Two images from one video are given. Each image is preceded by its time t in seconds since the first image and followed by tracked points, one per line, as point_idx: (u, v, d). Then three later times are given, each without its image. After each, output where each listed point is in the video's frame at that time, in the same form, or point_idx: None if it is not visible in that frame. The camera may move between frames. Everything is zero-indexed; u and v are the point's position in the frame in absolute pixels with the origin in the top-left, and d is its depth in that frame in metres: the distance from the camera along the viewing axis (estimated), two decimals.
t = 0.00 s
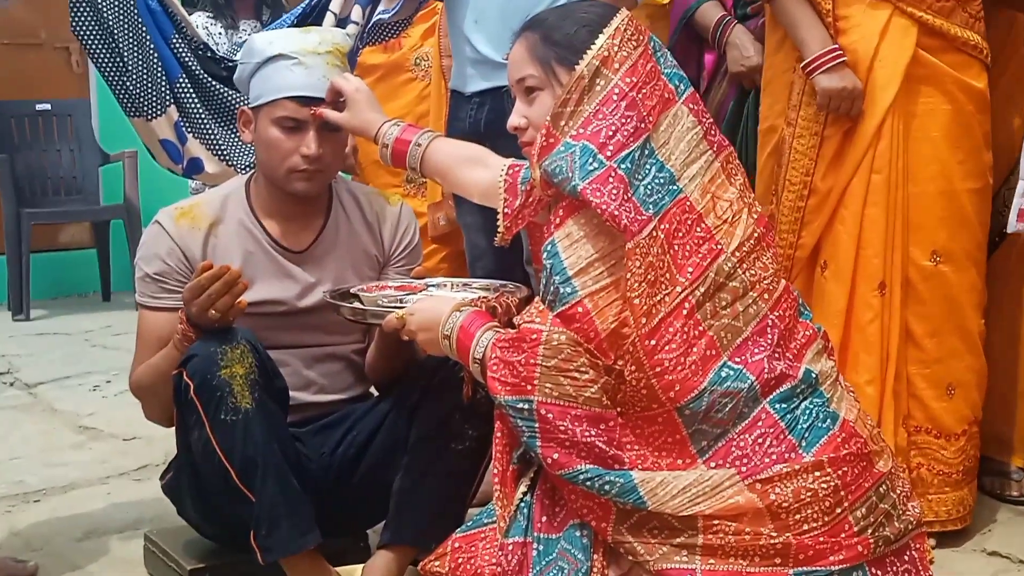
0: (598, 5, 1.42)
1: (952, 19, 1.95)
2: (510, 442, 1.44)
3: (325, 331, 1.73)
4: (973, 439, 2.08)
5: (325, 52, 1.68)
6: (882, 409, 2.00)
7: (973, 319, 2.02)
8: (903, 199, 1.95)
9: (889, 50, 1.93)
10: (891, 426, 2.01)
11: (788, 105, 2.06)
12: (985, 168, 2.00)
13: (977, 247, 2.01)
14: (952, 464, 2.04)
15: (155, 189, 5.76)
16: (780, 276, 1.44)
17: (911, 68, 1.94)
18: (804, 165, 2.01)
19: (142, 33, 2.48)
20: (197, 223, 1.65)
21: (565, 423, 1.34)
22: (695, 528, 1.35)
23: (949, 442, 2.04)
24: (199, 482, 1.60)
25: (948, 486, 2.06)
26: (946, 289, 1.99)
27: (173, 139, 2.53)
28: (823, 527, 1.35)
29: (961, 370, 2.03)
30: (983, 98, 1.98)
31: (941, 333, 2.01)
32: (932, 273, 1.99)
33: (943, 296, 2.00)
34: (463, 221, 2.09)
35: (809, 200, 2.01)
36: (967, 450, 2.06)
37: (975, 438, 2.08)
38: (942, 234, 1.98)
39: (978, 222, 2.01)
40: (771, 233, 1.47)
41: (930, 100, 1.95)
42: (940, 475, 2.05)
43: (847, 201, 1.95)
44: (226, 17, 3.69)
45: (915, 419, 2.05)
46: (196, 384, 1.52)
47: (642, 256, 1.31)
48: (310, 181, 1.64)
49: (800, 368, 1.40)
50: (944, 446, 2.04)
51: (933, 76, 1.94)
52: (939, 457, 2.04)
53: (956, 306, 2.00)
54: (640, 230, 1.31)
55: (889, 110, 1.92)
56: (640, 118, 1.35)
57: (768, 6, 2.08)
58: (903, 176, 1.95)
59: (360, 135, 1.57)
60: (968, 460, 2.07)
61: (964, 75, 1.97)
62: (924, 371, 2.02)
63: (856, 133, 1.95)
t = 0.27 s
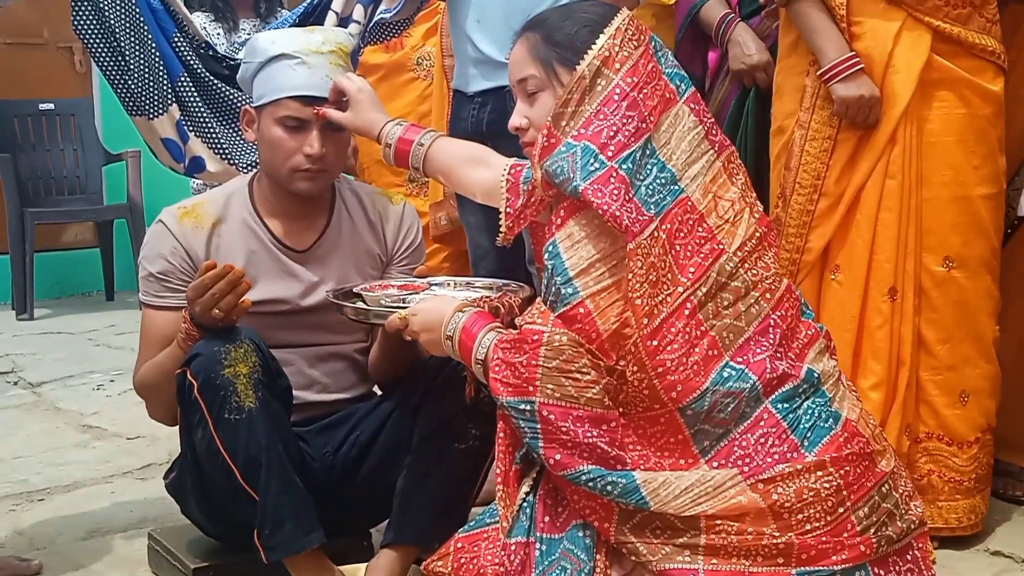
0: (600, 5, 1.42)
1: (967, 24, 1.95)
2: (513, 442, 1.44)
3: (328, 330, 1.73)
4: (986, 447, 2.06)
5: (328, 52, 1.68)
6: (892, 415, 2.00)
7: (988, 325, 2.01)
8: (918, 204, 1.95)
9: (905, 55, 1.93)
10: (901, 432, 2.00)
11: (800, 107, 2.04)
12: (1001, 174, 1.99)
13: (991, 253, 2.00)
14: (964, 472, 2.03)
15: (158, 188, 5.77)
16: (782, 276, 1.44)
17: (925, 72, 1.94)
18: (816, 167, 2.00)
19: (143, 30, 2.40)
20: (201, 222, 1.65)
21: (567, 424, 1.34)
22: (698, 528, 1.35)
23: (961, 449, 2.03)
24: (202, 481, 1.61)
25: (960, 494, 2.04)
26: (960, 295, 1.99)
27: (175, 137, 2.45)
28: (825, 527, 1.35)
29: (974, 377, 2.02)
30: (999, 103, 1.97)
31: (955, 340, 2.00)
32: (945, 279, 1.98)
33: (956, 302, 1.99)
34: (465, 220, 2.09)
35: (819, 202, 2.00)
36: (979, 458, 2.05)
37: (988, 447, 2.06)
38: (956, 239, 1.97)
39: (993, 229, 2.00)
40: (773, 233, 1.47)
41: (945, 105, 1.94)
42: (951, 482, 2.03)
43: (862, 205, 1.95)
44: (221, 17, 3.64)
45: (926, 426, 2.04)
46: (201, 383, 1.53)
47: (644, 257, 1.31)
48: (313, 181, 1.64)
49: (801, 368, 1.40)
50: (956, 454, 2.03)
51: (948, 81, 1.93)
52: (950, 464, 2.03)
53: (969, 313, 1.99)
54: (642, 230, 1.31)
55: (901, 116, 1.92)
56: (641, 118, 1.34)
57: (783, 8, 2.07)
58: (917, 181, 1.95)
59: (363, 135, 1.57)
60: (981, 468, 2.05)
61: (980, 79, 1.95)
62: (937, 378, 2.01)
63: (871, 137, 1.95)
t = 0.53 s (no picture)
0: (602, 4, 1.42)
1: (963, 23, 1.94)
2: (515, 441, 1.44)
3: (331, 329, 1.73)
4: (987, 445, 2.08)
5: (331, 51, 1.69)
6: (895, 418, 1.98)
7: (987, 324, 2.02)
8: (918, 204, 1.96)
9: (902, 55, 1.93)
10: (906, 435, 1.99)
11: (795, 109, 2.04)
12: (998, 172, 2.00)
13: (989, 252, 2.01)
14: (967, 470, 2.04)
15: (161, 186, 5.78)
16: (784, 274, 1.45)
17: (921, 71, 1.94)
18: (812, 169, 2.00)
19: (144, 30, 2.58)
20: (204, 220, 1.65)
21: (568, 423, 1.34)
22: (699, 527, 1.35)
23: (963, 448, 2.04)
24: (205, 480, 1.61)
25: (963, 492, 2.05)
26: (960, 294, 1.99)
27: (174, 133, 2.67)
28: (827, 525, 1.36)
29: (974, 375, 2.03)
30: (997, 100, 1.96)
31: (956, 339, 2.01)
32: (945, 279, 1.99)
33: (957, 301, 1.99)
34: (468, 219, 2.10)
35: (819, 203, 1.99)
36: (980, 456, 2.06)
37: (989, 444, 2.08)
38: (955, 239, 1.98)
39: (993, 227, 2.00)
40: (775, 231, 1.48)
41: (941, 104, 1.95)
42: (954, 481, 2.04)
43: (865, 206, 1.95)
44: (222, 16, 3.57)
45: (928, 425, 2.05)
46: (203, 382, 1.53)
47: (645, 256, 1.31)
48: (316, 179, 1.64)
49: (803, 367, 1.40)
50: (958, 453, 2.04)
51: (944, 80, 1.94)
52: (953, 464, 2.04)
53: (970, 312, 2.00)
54: (643, 229, 1.31)
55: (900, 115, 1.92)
56: (642, 116, 1.35)
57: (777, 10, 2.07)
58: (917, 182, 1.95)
59: (365, 134, 1.57)
60: (982, 465, 2.06)
61: (976, 77, 1.95)
62: (938, 377, 2.02)
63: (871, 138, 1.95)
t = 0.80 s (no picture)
0: (607, 9, 1.44)
1: (943, 21, 1.93)
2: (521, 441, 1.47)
3: (339, 330, 1.76)
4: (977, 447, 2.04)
5: (340, 56, 1.70)
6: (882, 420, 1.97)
7: (971, 326, 1.99)
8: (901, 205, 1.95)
9: (882, 56, 1.93)
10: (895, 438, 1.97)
11: (781, 111, 2.04)
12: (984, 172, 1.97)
13: (973, 253, 1.97)
14: (957, 473, 1.99)
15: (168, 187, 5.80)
16: (786, 276, 1.47)
17: (901, 71, 1.94)
18: (800, 173, 2.01)
19: (148, 24, 2.33)
20: (214, 223, 1.67)
21: (573, 422, 1.36)
22: (702, 525, 1.37)
23: (954, 451, 2.00)
24: (214, 479, 1.63)
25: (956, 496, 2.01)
26: (946, 297, 1.96)
27: (180, 133, 2.35)
28: (829, 524, 1.38)
29: (963, 378, 1.99)
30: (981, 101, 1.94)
31: (944, 341, 1.97)
32: (930, 281, 1.96)
33: (943, 303, 1.96)
34: (473, 220, 2.12)
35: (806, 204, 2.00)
36: (970, 459, 2.02)
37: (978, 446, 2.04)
38: (941, 240, 1.95)
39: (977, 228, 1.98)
40: (777, 233, 1.50)
41: (924, 104, 1.94)
42: (946, 484, 2.00)
43: (850, 207, 1.95)
44: (233, 19, 3.52)
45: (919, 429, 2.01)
46: (213, 382, 1.55)
47: (649, 257, 1.34)
48: (325, 183, 1.66)
49: (806, 367, 1.42)
50: (950, 456, 2.00)
51: (925, 80, 1.93)
52: (944, 468, 2.00)
53: (957, 314, 1.97)
54: (646, 231, 1.33)
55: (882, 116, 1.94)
56: (646, 120, 1.37)
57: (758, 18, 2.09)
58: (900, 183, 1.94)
59: (373, 137, 1.59)
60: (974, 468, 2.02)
61: (959, 77, 1.94)
62: (927, 381, 1.98)
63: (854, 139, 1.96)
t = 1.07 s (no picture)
0: (608, 12, 1.46)
1: (916, 15, 1.83)
2: (522, 438, 1.49)
3: (341, 329, 1.77)
4: (960, 451, 1.88)
5: (344, 58, 1.72)
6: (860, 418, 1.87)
7: (952, 326, 1.83)
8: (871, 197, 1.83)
9: (846, 49, 1.86)
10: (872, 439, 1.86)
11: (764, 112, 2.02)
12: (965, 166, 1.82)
13: (954, 250, 1.83)
14: (940, 479, 1.84)
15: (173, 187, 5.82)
16: (785, 276, 1.48)
17: (870, 65, 1.85)
18: (779, 170, 1.98)
19: (146, 17, 2.18)
20: (217, 223, 1.68)
21: (574, 421, 1.37)
22: (702, 523, 1.38)
23: (937, 455, 1.85)
24: (217, 477, 1.65)
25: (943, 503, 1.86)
26: (922, 296, 1.81)
27: (178, 128, 2.19)
28: (828, 523, 1.39)
29: (943, 381, 1.84)
30: (959, 93, 1.81)
31: (920, 341, 1.82)
32: (904, 277, 1.81)
33: (919, 302, 1.81)
34: (474, 221, 2.13)
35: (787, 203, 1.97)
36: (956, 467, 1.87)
37: (963, 450, 1.88)
38: (914, 234, 1.81)
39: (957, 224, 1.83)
40: (776, 234, 1.51)
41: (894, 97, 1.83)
42: (932, 491, 1.86)
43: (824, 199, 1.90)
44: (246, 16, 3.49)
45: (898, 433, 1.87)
46: (216, 380, 1.57)
47: (651, 257, 1.35)
48: (328, 184, 1.68)
49: (805, 367, 1.43)
50: (933, 461, 1.85)
51: (895, 70, 1.83)
52: (924, 472, 1.85)
53: (935, 314, 1.82)
54: (648, 231, 1.34)
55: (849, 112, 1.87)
56: (648, 121, 1.38)
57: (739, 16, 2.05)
58: (868, 176, 1.84)
59: (376, 138, 1.61)
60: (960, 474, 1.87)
61: (933, 70, 1.82)
62: (901, 382, 1.84)
63: (824, 133, 1.89)
